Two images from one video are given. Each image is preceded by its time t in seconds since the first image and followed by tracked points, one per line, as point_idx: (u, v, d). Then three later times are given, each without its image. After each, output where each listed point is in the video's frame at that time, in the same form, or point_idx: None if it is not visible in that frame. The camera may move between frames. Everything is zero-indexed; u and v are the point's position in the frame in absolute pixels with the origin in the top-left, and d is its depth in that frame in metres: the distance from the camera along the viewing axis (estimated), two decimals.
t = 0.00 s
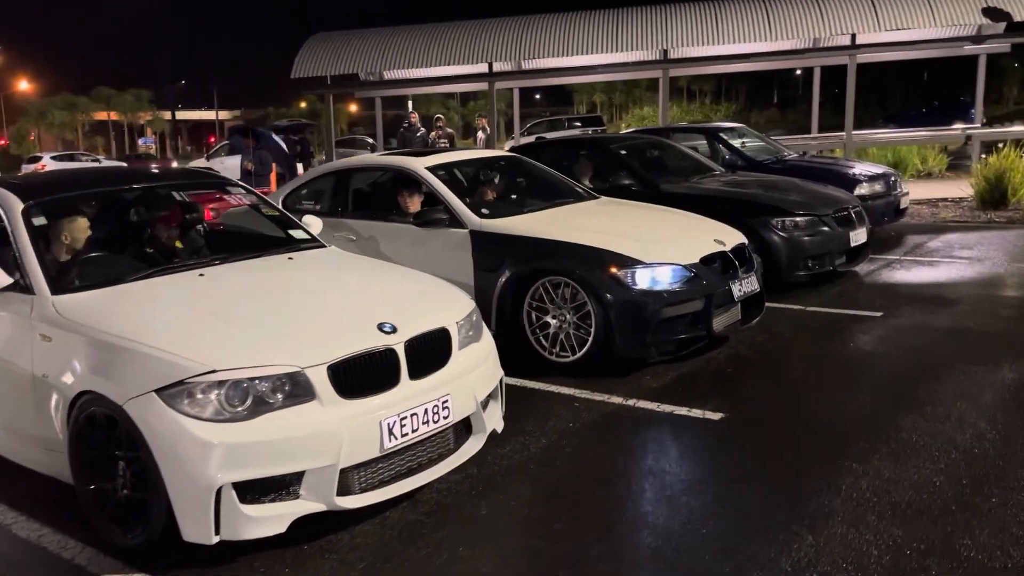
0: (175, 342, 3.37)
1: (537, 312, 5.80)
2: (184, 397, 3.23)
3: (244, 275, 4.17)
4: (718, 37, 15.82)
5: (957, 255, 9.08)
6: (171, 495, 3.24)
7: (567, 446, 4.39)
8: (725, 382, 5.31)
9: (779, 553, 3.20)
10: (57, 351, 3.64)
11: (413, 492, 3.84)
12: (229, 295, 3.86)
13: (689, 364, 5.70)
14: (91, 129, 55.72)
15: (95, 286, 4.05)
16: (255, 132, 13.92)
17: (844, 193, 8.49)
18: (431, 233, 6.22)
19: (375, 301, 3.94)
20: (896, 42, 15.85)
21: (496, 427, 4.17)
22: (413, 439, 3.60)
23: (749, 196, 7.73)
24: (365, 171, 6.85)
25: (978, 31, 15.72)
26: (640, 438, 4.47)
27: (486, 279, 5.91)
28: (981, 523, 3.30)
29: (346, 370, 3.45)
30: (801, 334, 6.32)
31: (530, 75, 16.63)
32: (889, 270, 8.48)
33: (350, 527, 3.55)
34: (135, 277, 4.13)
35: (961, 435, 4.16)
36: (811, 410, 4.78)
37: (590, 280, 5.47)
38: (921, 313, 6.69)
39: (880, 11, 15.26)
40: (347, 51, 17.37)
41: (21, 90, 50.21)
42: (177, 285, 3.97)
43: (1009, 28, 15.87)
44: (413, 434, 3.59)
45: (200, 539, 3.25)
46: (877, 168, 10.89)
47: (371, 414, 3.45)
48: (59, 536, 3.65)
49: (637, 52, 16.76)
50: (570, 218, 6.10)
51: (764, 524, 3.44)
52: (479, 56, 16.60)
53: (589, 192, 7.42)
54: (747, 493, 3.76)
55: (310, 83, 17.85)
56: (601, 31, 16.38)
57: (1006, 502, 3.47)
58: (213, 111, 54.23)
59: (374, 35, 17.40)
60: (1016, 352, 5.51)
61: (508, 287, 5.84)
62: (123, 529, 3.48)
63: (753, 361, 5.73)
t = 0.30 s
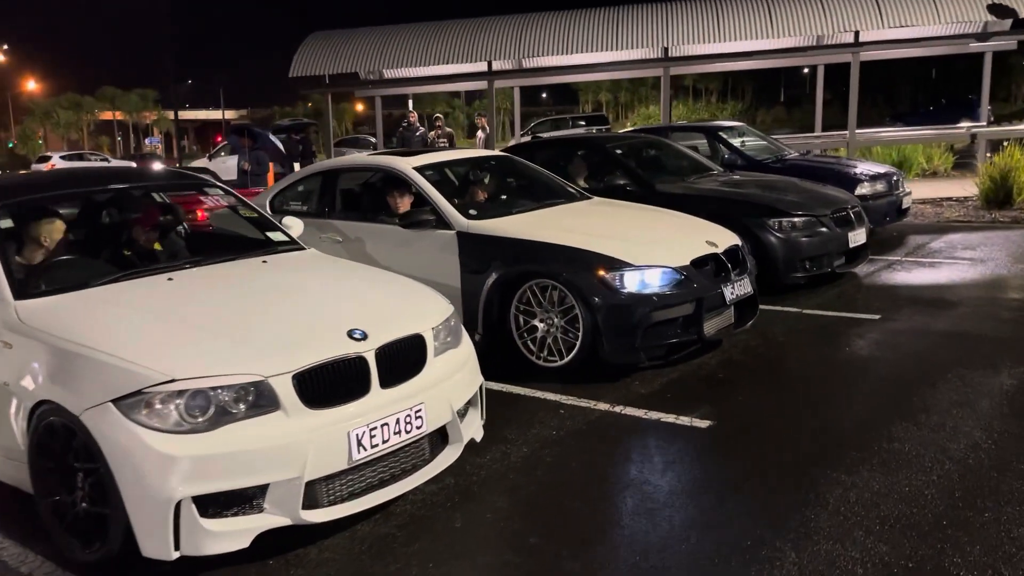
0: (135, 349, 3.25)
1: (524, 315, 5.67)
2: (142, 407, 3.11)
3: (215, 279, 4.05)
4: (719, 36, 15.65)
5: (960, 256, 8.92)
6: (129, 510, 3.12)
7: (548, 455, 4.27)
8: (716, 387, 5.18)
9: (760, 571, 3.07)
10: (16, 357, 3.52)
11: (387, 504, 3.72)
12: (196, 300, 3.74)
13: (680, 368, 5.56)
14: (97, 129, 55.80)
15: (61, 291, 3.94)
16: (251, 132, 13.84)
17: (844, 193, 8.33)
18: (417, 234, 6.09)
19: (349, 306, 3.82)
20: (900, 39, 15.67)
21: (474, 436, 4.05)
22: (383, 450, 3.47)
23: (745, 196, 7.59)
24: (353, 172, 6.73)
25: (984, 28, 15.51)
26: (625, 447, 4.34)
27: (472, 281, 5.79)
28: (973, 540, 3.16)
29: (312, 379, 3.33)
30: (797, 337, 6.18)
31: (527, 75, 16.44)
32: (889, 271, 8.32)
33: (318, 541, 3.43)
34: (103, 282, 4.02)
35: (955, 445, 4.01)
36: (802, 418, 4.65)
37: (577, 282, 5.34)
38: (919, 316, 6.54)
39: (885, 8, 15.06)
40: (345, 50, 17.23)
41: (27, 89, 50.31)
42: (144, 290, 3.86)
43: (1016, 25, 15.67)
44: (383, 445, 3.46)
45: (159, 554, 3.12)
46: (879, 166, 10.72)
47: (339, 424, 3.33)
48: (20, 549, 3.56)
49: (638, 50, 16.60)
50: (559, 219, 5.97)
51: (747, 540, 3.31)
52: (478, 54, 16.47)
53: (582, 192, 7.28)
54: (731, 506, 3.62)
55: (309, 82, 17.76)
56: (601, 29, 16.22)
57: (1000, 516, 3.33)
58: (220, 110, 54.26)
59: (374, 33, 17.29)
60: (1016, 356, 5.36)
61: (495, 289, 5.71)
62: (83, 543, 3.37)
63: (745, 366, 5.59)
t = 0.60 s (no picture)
0: (90, 362, 3.10)
1: (512, 320, 5.50)
2: (95, 422, 2.96)
3: (183, 286, 3.90)
4: (720, 33, 15.44)
5: (962, 257, 8.73)
6: (81, 530, 2.97)
7: (531, 468, 4.10)
8: (708, 394, 5.01)
9: None
10: None
11: (359, 521, 3.56)
12: (161, 309, 3.59)
13: (671, 375, 5.40)
14: (100, 129, 55.75)
15: (23, 298, 3.79)
16: (246, 130, 13.67)
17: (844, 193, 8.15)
18: (404, 237, 5.93)
19: (320, 315, 3.67)
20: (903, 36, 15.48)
21: (452, 449, 3.89)
22: (353, 465, 3.32)
23: (742, 197, 7.42)
24: (340, 173, 6.58)
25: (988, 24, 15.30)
26: (612, 459, 4.18)
27: (458, 285, 5.63)
28: (970, 564, 3.01)
29: (277, 392, 3.18)
30: (793, 342, 6.01)
31: (524, 74, 16.25)
32: (890, 273, 8.14)
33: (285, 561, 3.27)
34: (67, 289, 3.88)
35: (954, 458, 3.85)
36: (796, 427, 4.48)
37: (565, 287, 5.18)
38: (919, 320, 6.36)
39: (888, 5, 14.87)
40: (342, 49, 17.07)
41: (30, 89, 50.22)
42: (108, 297, 3.71)
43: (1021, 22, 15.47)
44: (353, 460, 3.31)
45: None
46: (880, 166, 10.54)
47: (305, 439, 3.17)
48: None
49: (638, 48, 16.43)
50: (548, 221, 5.80)
51: (732, 561, 3.16)
52: (477, 53, 16.32)
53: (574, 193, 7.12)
54: (718, 524, 3.47)
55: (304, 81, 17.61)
56: (600, 27, 16.05)
57: (998, 537, 3.17)
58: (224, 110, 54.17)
59: (371, 32, 17.16)
60: (1018, 362, 5.18)
61: (482, 294, 5.55)
62: (38, 563, 3.22)
63: (739, 372, 5.42)
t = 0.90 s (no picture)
0: (36, 378, 2.96)
1: (494, 327, 5.36)
2: (40, 441, 2.82)
3: (146, 295, 3.76)
4: (718, 32, 15.27)
5: (960, 260, 8.58)
6: (25, 554, 2.82)
7: (507, 484, 3.96)
8: (694, 405, 4.86)
9: None
10: None
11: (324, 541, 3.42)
12: (118, 320, 3.45)
13: (658, 383, 5.25)
14: (100, 129, 55.65)
15: None
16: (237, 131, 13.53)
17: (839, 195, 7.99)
18: (385, 241, 5.78)
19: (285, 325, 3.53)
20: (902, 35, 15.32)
21: (423, 464, 3.74)
22: (315, 484, 3.17)
23: (735, 199, 7.27)
24: (323, 175, 6.44)
25: (988, 23, 15.13)
26: (591, 474, 4.04)
27: (440, 292, 5.48)
28: None
29: (233, 409, 3.04)
30: (785, 349, 5.86)
31: (519, 74, 16.09)
32: (886, 277, 7.98)
33: None
34: (25, 299, 3.74)
35: (945, 474, 3.70)
36: (783, 438, 4.33)
37: (547, 293, 5.03)
38: (914, 325, 6.21)
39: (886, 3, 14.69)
40: (335, 48, 16.92)
41: (30, 89, 50.11)
42: (65, 308, 3.57)
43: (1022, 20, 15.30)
44: (314, 479, 3.16)
45: None
46: (877, 167, 10.38)
47: (262, 458, 3.03)
48: None
49: (635, 47, 16.27)
50: (532, 225, 5.66)
51: None
52: (472, 52, 16.16)
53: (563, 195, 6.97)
54: (697, 545, 3.32)
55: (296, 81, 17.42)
56: (596, 26, 15.90)
57: (989, 560, 3.01)
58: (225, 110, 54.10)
59: (366, 31, 17.01)
60: (1014, 371, 5.03)
61: (464, 299, 5.40)
62: None
63: (728, 381, 5.28)
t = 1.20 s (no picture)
0: None
1: (472, 329, 5.22)
2: None
3: (101, 299, 3.63)
4: (714, 29, 15.10)
5: (955, 260, 8.43)
6: None
7: (476, 493, 3.82)
8: (675, 410, 4.72)
9: None
10: None
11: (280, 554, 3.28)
12: (68, 325, 3.32)
13: (639, 387, 5.11)
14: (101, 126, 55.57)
15: None
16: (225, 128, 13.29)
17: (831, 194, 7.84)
18: (361, 240, 5.63)
19: (243, 329, 3.39)
20: (901, 32, 15.13)
21: (389, 474, 3.61)
22: (268, 495, 3.04)
23: (724, 198, 7.13)
24: (301, 173, 6.30)
25: (989, 20, 14.93)
26: (564, 483, 3.90)
27: (417, 293, 5.34)
28: None
29: (180, 417, 2.90)
30: (772, 351, 5.73)
31: (514, 71, 15.93)
32: (879, 277, 7.83)
33: None
34: None
35: (929, 484, 3.56)
36: (765, 444, 4.20)
37: (525, 295, 4.90)
38: (905, 328, 6.06)
39: None
40: (328, 45, 16.76)
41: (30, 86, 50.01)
42: (16, 312, 3.44)
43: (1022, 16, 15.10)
44: (267, 490, 3.03)
45: None
46: (873, 165, 10.23)
47: (209, 469, 2.89)
48: None
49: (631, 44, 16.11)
50: (512, 224, 5.52)
51: None
52: (466, 49, 16.01)
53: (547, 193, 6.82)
54: (668, 560, 3.18)
55: (288, 78, 17.21)
56: (591, 23, 15.74)
57: None
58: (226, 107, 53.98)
59: (360, 28, 16.86)
60: (1006, 375, 4.88)
61: (441, 300, 5.26)
62: None
63: (711, 384, 5.14)
